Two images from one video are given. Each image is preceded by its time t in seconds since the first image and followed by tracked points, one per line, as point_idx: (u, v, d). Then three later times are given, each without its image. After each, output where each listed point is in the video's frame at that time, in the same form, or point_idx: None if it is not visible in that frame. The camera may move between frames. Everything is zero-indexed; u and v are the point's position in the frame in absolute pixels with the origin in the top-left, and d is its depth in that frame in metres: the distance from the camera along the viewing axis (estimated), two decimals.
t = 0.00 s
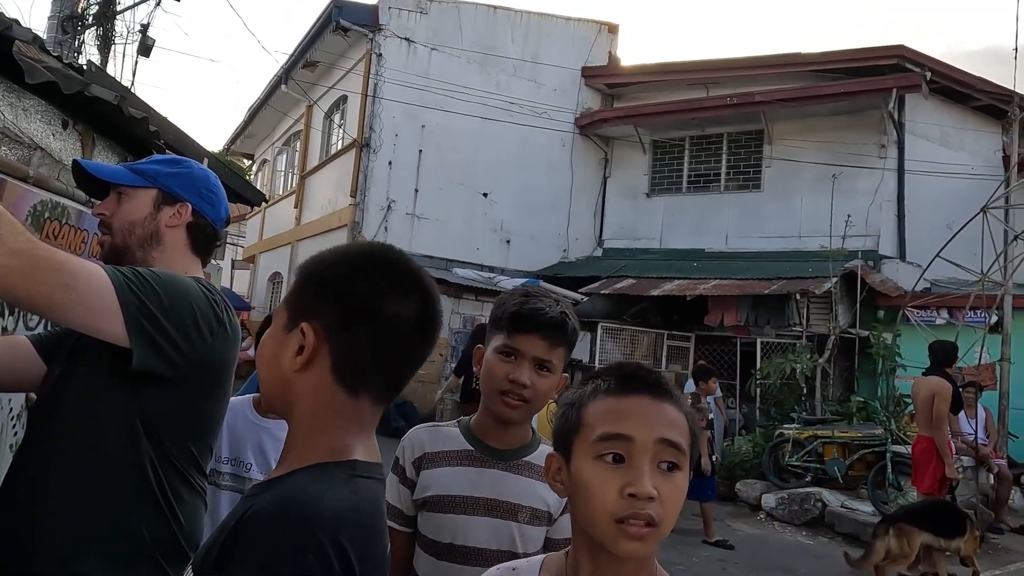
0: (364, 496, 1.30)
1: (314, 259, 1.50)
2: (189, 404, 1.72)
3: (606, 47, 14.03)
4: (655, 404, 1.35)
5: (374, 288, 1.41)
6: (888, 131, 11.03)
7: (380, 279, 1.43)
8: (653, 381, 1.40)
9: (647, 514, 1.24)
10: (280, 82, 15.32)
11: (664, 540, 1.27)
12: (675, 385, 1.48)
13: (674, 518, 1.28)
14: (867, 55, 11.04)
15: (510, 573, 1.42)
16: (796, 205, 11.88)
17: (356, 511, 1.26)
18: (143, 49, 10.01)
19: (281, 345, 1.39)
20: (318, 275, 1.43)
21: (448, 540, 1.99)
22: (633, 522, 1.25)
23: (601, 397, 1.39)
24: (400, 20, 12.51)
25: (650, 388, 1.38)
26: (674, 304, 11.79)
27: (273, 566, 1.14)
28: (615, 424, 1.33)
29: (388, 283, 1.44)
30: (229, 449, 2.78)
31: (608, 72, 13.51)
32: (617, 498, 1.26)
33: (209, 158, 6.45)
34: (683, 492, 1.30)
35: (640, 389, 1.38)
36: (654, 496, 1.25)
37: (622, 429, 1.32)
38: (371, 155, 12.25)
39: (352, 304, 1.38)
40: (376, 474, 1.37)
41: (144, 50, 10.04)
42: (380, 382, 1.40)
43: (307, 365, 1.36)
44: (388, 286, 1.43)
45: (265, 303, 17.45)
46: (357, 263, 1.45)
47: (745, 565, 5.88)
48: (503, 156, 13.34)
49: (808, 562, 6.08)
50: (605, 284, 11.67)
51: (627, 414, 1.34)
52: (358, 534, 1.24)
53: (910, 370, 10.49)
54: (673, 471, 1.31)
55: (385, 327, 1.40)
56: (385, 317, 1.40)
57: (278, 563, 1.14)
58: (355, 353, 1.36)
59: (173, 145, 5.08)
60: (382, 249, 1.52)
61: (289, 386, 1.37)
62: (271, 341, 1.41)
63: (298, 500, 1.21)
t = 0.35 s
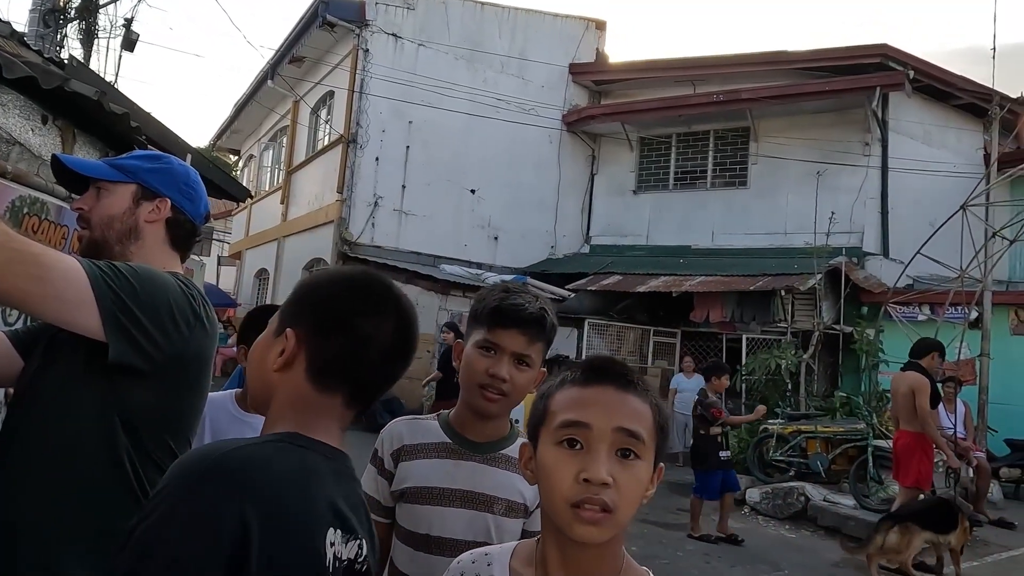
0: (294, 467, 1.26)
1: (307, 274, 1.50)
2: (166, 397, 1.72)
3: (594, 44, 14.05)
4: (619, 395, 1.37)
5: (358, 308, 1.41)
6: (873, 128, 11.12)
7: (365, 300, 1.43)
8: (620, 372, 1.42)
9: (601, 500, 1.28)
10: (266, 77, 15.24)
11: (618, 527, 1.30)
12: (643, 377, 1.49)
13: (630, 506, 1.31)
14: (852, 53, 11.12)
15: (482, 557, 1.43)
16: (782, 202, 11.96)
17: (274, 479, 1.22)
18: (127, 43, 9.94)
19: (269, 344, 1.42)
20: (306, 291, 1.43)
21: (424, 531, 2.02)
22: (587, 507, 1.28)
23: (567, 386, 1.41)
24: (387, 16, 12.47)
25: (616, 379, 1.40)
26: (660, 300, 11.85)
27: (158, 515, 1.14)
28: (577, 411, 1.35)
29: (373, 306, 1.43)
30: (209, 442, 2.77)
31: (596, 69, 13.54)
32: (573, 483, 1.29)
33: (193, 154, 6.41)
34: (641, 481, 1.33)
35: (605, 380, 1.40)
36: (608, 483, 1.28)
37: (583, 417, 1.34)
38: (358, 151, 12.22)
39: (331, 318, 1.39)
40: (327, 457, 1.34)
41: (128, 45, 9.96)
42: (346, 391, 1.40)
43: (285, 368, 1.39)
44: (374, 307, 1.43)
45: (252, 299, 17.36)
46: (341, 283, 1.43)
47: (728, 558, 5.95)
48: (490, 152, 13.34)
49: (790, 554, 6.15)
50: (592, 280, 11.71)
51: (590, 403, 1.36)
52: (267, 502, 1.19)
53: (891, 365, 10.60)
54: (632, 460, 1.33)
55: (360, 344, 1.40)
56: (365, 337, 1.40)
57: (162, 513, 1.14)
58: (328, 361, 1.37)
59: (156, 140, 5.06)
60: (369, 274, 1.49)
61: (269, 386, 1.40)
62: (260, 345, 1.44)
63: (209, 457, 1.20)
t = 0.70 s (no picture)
0: (279, 444, 1.42)
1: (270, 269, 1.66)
2: (151, 393, 1.73)
3: (586, 42, 14.05)
4: (602, 388, 1.39)
5: (320, 300, 1.58)
6: (862, 126, 11.17)
7: (326, 293, 1.60)
8: (604, 366, 1.43)
9: (581, 490, 1.29)
10: (257, 75, 15.21)
11: (597, 517, 1.32)
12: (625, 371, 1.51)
13: (609, 496, 1.33)
14: (842, 51, 11.17)
15: (461, 545, 1.45)
16: (772, 200, 12.02)
17: (269, 455, 1.37)
18: (117, 40, 9.89)
19: (233, 336, 1.56)
20: (271, 284, 1.59)
21: (407, 521, 2.03)
22: (568, 497, 1.29)
23: (552, 377, 1.43)
24: (379, 13, 12.44)
25: (599, 372, 1.41)
26: (651, 297, 11.90)
27: (182, 489, 1.25)
28: (560, 402, 1.36)
29: (332, 297, 1.61)
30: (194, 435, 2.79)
31: (587, 67, 13.56)
32: (554, 473, 1.30)
33: (183, 150, 6.40)
34: (621, 473, 1.35)
35: (589, 373, 1.41)
36: (589, 474, 1.29)
37: (566, 408, 1.35)
38: (349, 149, 12.20)
39: (296, 312, 1.55)
40: (299, 433, 1.50)
41: (118, 41, 9.92)
42: (310, 379, 1.56)
43: (255, 356, 1.53)
44: (333, 299, 1.61)
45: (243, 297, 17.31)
46: (304, 278, 1.60)
47: (716, 552, 5.99)
48: (481, 149, 13.34)
49: (778, 549, 6.20)
50: (583, 277, 11.75)
51: (574, 395, 1.37)
52: (268, 474, 1.35)
53: (880, 362, 10.72)
54: (612, 452, 1.34)
55: (321, 335, 1.56)
56: (326, 327, 1.57)
57: (185, 488, 1.25)
58: (294, 351, 1.53)
59: (144, 136, 5.05)
60: (327, 271, 1.67)
61: (238, 373, 1.54)
62: (225, 335, 1.58)
63: (215, 438, 1.33)
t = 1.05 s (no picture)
0: (274, 437, 1.42)
1: (262, 266, 1.66)
2: (153, 391, 1.74)
3: (586, 41, 14.05)
4: (612, 390, 1.40)
5: (312, 296, 1.59)
6: (863, 125, 11.16)
7: (319, 289, 1.61)
8: (612, 367, 1.45)
9: (595, 491, 1.29)
10: (257, 74, 15.21)
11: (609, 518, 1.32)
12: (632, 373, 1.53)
13: (620, 498, 1.33)
14: (842, 50, 11.17)
15: (463, 543, 1.46)
16: (772, 198, 12.02)
17: (265, 447, 1.38)
18: (117, 38, 9.90)
19: (229, 335, 1.57)
20: (265, 281, 1.60)
21: (408, 519, 2.04)
22: (582, 499, 1.29)
23: (562, 379, 1.43)
24: (379, 12, 12.44)
25: (608, 374, 1.43)
26: (651, 296, 11.91)
27: (179, 482, 1.27)
28: (572, 405, 1.37)
29: (324, 292, 1.62)
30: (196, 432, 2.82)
31: (587, 66, 13.57)
32: (568, 475, 1.31)
33: (184, 150, 6.40)
34: (631, 473, 1.35)
35: (598, 375, 1.42)
36: (603, 475, 1.30)
37: (579, 411, 1.36)
38: (350, 148, 12.20)
39: (292, 310, 1.56)
40: (293, 426, 1.51)
41: (118, 40, 9.92)
42: (305, 376, 1.57)
43: (251, 354, 1.54)
44: (326, 295, 1.62)
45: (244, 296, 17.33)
46: (298, 276, 1.61)
47: (717, 551, 6.01)
48: (482, 148, 13.35)
49: (779, 548, 6.20)
50: (584, 277, 11.75)
51: (585, 397, 1.38)
52: (264, 466, 1.35)
53: (881, 360, 10.72)
54: (623, 453, 1.35)
55: (316, 333, 1.57)
56: (320, 323, 1.58)
57: (183, 480, 1.27)
58: (289, 350, 1.54)
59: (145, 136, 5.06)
60: (320, 267, 1.68)
61: (236, 371, 1.55)
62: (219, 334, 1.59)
63: (208, 432, 1.34)
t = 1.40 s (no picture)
0: (283, 436, 1.42)
1: (268, 265, 1.66)
2: (162, 390, 1.74)
3: (592, 39, 14.04)
4: (627, 390, 1.39)
5: (322, 296, 1.60)
6: (870, 123, 11.11)
7: (327, 289, 1.62)
8: (627, 367, 1.44)
9: (613, 492, 1.30)
10: (263, 73, 15.23)
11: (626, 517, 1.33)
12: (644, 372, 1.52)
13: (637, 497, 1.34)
14: (848, 47, 11.12)
15: (471, 540, 1.46)
16: (779, 196, 11.98)
17: (274, 446, 1.38)
18: (124, 38, 9.93)
19: (236, 337, 1.57)
20: (273, 279, 1.60)
21: (414, 518, 2.05)
22: (600, 500, 1.30)
23: (577, 378, 1.43)
24: (384, 11, 12.45)
25: (622, 374, 1.42)
26: (657, 295, 11.90)
27: (187, 481, 1.28)
28: (589, 405, 1.37)
29: (331, 291, 1.62)
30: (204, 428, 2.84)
31: (593, 64, 13.55)
32: (587, 476, 1.31)
33: (191, 149, 6.42)
34: (646, 473, 1.36)
35: (613, 375, 1.42)
36: (621, 476, 1.30)
37: (596, 411, 1.35)
38: (355, 147, 12.22)
39: (300, 309, 1.57)
40: (303, 423, 1.51)
41: (124, 40, 9.95)
42: (314, 374, 1.58)
43: (262, 353, 1.55)
44: (334, 294, 1.62)
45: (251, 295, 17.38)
46: (305, 274, 1.62)
47: (723, 550, 6.00)
48: (488, 146, 13.35)
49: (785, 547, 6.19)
50: (589, 275, 11.75)
51: (602, 397, 1.38)
52: (273, 466, 1.35)
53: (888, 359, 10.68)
54: (639, 455, 1.35)
55: (324, 331, 1.58)
56: (328, 321, 1.59)
57: (190, 480, 1.28)
58: (297, 349, 1.55)
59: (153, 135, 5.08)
60: (324, 265, 1.69)
61: (245, 372, 1.56)
62: (226, 335, 1.59)
63: (216, 432, 1.34)
